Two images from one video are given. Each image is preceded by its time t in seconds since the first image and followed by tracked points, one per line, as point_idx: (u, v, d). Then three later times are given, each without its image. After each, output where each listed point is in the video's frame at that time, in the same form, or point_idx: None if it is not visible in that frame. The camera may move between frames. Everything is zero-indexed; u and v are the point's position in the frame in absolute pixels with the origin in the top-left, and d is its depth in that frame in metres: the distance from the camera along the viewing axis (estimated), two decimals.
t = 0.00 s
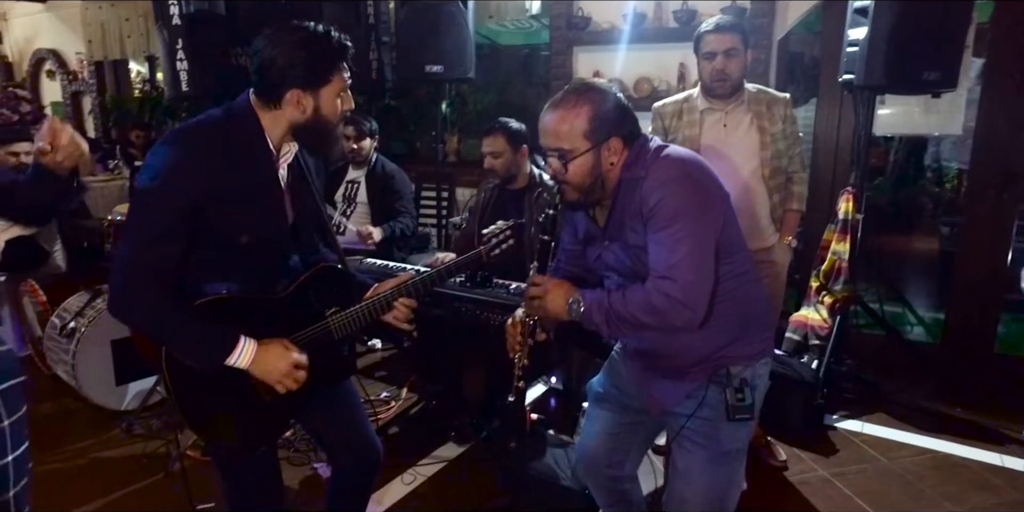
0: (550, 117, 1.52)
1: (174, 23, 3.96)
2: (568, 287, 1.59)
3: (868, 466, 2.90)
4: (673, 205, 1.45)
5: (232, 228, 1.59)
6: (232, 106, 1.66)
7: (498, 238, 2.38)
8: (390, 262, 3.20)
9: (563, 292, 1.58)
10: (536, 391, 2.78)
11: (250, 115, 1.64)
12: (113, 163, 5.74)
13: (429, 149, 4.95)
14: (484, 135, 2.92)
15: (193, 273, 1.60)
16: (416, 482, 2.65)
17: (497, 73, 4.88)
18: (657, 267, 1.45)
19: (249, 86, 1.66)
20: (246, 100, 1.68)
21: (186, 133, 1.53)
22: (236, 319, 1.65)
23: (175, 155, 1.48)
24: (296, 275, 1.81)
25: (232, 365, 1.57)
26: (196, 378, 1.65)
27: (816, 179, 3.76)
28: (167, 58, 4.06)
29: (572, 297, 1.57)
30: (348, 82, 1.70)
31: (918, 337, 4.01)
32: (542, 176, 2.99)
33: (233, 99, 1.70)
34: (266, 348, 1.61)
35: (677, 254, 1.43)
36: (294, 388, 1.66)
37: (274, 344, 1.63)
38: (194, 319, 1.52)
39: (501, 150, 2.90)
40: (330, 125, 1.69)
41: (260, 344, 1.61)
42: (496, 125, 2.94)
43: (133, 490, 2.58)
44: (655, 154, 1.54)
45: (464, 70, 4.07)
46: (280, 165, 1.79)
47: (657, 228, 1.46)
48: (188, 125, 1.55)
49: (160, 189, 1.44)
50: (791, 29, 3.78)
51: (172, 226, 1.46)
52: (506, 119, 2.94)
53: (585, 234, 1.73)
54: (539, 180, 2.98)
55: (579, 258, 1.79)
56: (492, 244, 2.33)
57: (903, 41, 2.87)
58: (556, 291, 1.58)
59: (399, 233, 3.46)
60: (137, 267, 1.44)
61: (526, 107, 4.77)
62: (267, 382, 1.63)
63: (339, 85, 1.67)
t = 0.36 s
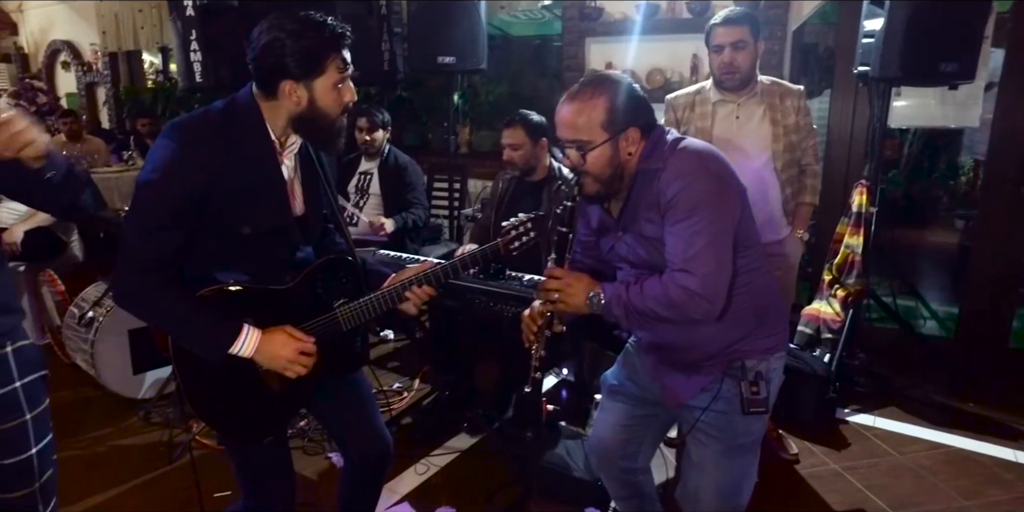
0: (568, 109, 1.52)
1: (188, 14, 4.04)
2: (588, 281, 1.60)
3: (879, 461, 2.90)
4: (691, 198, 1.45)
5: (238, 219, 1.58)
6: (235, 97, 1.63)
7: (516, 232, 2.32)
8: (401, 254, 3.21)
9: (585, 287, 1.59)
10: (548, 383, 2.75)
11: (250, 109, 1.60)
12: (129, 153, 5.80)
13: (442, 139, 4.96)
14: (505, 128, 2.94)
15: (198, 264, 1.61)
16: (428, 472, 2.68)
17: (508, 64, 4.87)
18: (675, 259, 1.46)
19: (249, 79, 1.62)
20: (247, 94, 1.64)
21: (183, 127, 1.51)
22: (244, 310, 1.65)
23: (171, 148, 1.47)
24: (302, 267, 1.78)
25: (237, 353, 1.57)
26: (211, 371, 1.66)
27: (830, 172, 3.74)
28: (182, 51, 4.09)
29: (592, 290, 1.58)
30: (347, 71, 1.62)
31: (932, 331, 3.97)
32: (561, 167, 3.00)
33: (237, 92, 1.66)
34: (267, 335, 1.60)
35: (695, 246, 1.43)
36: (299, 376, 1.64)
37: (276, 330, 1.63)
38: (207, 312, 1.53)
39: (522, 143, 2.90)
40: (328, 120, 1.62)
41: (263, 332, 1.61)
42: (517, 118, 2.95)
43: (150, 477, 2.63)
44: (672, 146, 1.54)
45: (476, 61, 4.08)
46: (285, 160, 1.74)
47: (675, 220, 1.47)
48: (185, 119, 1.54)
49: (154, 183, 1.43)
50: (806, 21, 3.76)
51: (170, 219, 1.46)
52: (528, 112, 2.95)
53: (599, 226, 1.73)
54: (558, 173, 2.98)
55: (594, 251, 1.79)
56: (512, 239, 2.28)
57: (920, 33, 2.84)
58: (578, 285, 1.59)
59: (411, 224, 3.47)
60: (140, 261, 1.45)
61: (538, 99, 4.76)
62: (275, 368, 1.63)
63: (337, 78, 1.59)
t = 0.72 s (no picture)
0: (599, 117, 1.54)
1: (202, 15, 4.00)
2: (616, 287, 1.64)
3: (894, 463, 2.92)
4: (720, 206, 1.47)
5: (272, 224, 1.59)
6: (269, 103, 1.63)
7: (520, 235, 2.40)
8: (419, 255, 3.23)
9: (614, 292, 1.63)
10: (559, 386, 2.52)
11: (286, 113, 1.60)
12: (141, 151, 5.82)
13: (454, 139, 4.98)
14: (524, 132, 2.95)
15: (238, 269, 1.62)
16: (447, 473, 2.71)
17: (521, 64, 4.88)
18: (703, 268, 1.47)
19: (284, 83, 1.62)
20: (282, 99, 1.63)
21: (222, 133, 1.53)
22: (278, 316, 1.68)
23: (212, 153, 1.48)
24: (331, 274, 1.84)
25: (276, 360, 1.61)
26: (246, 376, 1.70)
27: (845, 174, 3.74)
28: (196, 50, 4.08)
29: (620, 295, 1.63)
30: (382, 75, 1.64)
31: (942, 332, 3.94)
32: (581, 171, 3.02)
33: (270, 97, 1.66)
34: (306, 345, 1.62)
35: (723, 255, 1.45)
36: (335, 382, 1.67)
37: (314, 340, 1.64)
38: (250, 319, 1.56)
39: (541, 146, 2.91)
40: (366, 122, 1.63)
41: (301, 341, 1.63)
42: (536, 121, 2.97)
43: (173, 478, 2.66)
44: (701, 155, 1.56)
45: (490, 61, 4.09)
46: (319, 166, 1.78)
47: (702, 229, 1.48)
48: (225, 126, 1.55)
49: (197, 190, 1.45)
50: (821, 22, 3.79)
51: (215, 223, 1.47)
52: (548, 115, 2.99)
53: (625, 232, 1.75)
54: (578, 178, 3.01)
55: (619, 258, 1.81)
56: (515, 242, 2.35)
57: (940, 37, 2.84)
58: (606, 290, 1.64)
59: (427, 225, 3.49)
60: (184, 267, 1.46)
61: (551, 98, 4.78)
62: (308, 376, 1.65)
63: (374, 82, 1.62)
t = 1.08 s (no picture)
0: (628, 130, 1.57)
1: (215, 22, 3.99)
2: (645, 294, 1.68)
3: (902, 466, 2.96)
4: (747, 219, 1.51)
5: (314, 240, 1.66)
6: (307, 124, 1.71)
7: (524, 248, 2.48)
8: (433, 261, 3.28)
9: (643, 300, 1.67)
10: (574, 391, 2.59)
11: (326, 135, 1.68)
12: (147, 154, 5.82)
13: (462, 144, 5.02)
14: (533, 143, 2.98)
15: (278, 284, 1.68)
16: (463, 477, 2.75)
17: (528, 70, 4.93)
18: (730, 278, 1.51)
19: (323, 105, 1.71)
20: (320, 120, 1.71)
21: (267, 155, 1.60)
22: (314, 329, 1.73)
23: (260, 174, 1.55)
24: (362, 288, 1.87)
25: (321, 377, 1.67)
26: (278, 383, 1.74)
27: (852, 181, 3.79)
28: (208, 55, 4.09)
29: (649, 303, 1.67)
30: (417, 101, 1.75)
31: (944, 335, 4.01)
32: (592, 181, 3.02)
33: (306, 118, 1.74)
34: (346, 362, 1.68)
35: (750, 266, 1.49)
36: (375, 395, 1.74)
37: (352, 356, 1.70)
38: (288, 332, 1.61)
39: (551, 157, 2.94)
40: (402, 145, 1.73)
41: (343, 357, 1.69)
42: (544, 131, 2.99)
43: (192, 482, 2.69)
44: (726, 169, 1.60)
45: (500, 68, 4.14)
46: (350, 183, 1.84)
47: (729, 241, 1.53)
48: (269, 147, 1.62)
49: (246, 209, 1.52)
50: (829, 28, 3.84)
51: (266, 247, 1.54)
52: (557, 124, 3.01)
53: (647, 243, 1.79)
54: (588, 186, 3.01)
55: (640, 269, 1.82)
56: (520, 252, 2.43)
57: (947, 48, 2.89)
58: (636, 298, 1.67)
59: (440, 232, 3.53)
60: (233, 283, 1.52)
61: (558, 104, 4.82)
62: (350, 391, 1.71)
63: (411, 106, 1.72)
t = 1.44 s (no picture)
0: (637, 138, 1.63)
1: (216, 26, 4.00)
2: (652, 295, 1.73)
3: (894, 463, 3.04)
4: (752, 223, 1.58)
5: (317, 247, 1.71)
6: (313, 130, 1.76)
7: (545, 245, 2.48)
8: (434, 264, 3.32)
9: (650, 300, 1.72)
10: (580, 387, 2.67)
11: (331, 141, 1.73)
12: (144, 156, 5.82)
13: (461, 146, 5.06)
14: (532, 148, 3.04)
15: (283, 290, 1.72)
16: (467, 476, 2.80)
17: (526, 73, 4.98)
18: (736, 280, 1.57)
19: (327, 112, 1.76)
20: (324, 126, 1.77)
21: (268, 163, 1.65)
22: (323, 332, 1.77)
23: (262, 183, 1.60)
24: (374, 287, 1.92)
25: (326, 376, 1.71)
26: (291, 384, 1.80)
27: (844, 183, 3.86)
28: (208, 58, 4.10)
29: (658, 303, 1.72)
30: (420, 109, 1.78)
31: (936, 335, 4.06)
32: (589, 184, 3.10)
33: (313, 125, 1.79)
34: (352, 361, 1.73)
35: (755, 268, 1.55)
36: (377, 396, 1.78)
37: (360, 356, 1.76)
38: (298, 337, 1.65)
39: (550, 162, 2.99)
40: (403, 152, 1.77)
41: (347, 357, 1.74)
42: (543, 137, 3.05)
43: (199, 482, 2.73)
44: (729, 177, 1.67)
45: (499, 72, 4.19)
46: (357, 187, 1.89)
47: (734, 245, 1.59)
48: (273, 156, 1.67)
49: (246, 218, 1.56)
50: (824, 33, 3.85)
51: (265, 255, 1.58)
52: (555, 130, 3.07)
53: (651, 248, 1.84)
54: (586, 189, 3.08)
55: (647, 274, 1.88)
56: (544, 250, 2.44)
57: (937, 55, 2.96)
58: (643, 299, 1.72)
59: (441, 234, 3.58)
60: (242, 290, 1.57)
61: (555, 106, 4.87)
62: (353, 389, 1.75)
63: (411, 113, 1.75)
